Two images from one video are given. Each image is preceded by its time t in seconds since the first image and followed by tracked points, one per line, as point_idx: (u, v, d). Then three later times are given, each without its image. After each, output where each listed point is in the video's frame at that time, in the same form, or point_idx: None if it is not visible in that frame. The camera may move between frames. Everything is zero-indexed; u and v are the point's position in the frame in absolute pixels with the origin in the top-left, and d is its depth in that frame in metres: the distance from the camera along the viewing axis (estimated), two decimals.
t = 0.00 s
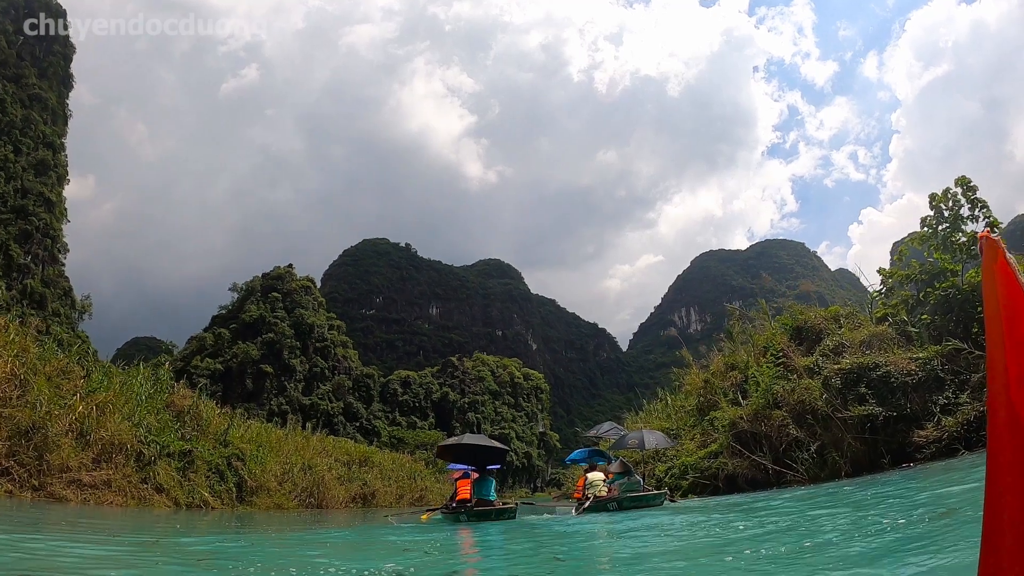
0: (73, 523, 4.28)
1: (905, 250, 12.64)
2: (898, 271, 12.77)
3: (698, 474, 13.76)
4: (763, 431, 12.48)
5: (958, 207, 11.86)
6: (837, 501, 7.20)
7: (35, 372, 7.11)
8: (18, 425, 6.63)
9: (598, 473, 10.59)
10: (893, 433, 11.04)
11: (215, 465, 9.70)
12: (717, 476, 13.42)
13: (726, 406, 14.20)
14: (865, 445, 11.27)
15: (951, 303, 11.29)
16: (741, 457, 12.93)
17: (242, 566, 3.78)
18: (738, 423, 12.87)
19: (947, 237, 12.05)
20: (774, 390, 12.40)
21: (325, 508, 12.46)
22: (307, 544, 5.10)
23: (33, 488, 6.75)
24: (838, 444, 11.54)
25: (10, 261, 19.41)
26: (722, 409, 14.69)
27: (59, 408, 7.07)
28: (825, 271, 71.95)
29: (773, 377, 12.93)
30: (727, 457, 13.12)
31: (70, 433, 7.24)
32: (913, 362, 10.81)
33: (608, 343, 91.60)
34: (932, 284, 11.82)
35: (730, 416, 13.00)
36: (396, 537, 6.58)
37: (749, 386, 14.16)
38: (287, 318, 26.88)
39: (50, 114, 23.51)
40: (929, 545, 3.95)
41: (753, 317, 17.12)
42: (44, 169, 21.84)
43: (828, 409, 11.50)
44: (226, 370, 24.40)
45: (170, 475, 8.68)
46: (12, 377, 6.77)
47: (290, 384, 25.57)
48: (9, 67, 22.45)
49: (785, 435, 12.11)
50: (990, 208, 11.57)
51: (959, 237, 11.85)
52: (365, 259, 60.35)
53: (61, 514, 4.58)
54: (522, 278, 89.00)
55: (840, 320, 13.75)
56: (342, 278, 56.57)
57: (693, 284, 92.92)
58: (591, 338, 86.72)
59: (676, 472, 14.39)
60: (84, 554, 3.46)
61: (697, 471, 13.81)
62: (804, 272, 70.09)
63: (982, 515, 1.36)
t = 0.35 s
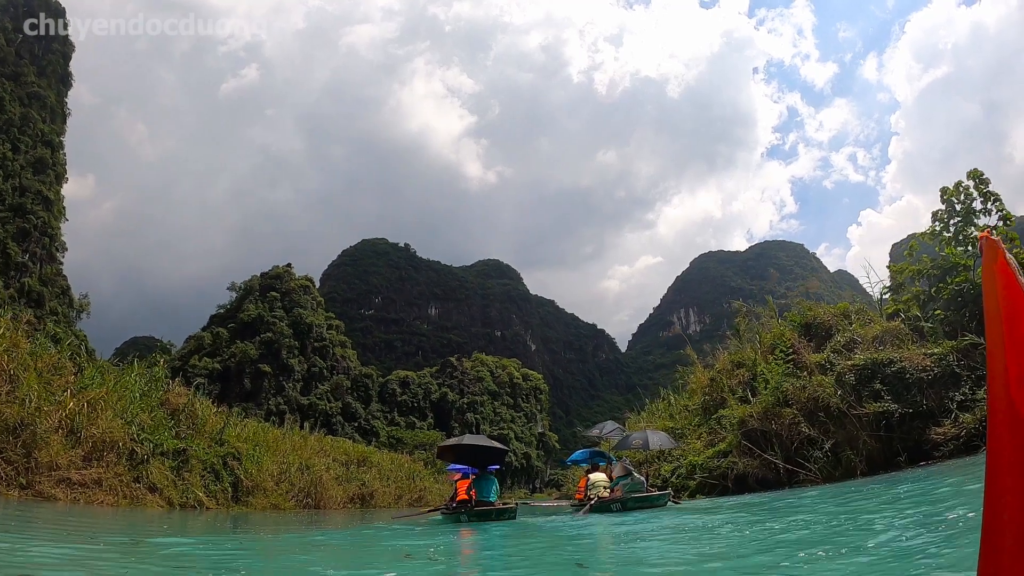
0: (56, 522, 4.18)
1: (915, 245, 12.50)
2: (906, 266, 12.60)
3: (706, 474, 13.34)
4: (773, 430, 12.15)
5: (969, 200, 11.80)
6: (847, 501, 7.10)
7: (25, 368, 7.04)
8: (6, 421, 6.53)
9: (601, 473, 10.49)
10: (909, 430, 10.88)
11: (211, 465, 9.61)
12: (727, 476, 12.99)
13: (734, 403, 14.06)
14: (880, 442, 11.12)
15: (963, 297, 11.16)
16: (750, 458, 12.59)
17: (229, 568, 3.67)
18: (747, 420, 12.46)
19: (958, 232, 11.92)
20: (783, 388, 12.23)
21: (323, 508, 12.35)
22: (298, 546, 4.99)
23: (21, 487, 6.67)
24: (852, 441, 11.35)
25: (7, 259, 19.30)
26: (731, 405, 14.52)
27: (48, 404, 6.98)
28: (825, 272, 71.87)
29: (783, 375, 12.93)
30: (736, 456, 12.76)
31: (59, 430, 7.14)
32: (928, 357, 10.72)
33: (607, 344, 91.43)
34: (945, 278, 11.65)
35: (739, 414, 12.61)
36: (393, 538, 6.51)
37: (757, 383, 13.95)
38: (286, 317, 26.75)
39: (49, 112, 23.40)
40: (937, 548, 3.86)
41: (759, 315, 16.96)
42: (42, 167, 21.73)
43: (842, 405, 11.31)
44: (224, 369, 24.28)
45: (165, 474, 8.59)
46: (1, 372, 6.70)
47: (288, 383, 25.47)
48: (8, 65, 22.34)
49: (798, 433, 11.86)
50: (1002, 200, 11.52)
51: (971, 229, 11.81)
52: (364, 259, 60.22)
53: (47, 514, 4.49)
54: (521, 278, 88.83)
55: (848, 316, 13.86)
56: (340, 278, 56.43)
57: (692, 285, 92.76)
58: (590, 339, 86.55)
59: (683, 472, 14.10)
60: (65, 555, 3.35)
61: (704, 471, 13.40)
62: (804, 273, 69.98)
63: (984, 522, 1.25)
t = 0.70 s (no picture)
0: (42, 521, 4.05)
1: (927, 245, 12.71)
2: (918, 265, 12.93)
3: (714, 476, 13.01)
4: (783, 430, 11.95)
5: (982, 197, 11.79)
6: (865, 502, 7.01)
7: (14, 360, 6.96)
8: None
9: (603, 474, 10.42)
10: (925, 431, 10.67)
11: (205, 462, 9.52)
12: (736, 478, 12.64)
13: (742, 404, 14.02)
14: (895, 443, 10.87)
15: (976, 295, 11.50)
16: (759, 458, 12.37)
17: (220, 571, 3.56)
18: (756, 420, 12.36)
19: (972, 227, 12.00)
20: (792, 388, 12.12)
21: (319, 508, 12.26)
22: (292, 547, 4.89)
23: (8, 482, 6.57)
24: (867, 442, 11.08)
25: (5, 255, 19.18)
26: (737, 406, 14.44)
27: (37, 398, 6.90)
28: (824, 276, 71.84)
29: (791, 375, 12.72)
30: (745, 457, 12.50)
31: (47, 423, 7.05)
32: (943, 356, 10.62)
33: (606, 346, 91.30)
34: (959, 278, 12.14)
35: (747, 414, 12.54)
36: (388, 539, 6.44)
37: (767, 382, 13.79)
38: (285, 315, 26.64)
39: (49, 108, 23.27)
40: (963, 552, 3.78)
41: (767, 314, 16.83)
42: (42, 163, 21.61)
43: (856, 405, 11.07)
44: (222, 367, 24.16)
45: (157, 471, 8.48)
46: None
47: (286, 382, 25.35)
48: (8, 60, 22.22)
49: (810, 433, 11.64)
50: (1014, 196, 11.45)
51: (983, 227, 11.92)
52: (363, 259, 60.11)
53: (33, 511, 4.38)
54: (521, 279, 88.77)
55: (859, 315, 13.70)
56: (339, 277, 56.32)
57: (692, 288, 92.68)
58: (589, 340, 86.45)
59: (689, 474, 13.75)
60: (46, 555, 3.23)
61: (711, 472, 13.07)
62: (803, 276, 69.94)
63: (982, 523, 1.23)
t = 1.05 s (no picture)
0: (29, 518, 3.95)
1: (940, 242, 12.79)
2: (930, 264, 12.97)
3: (723, 478, 12.59)
4: (794, 430, 11.59)
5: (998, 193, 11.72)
6: (878, 506, 6.91)
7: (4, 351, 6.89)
8: None
9: (604, 475, 10.35)
10: (942, 431, 10.54)
11: (199, 459, 9.44)
12: (746, 480, 12.23)
13: (753, 403, 13.55)
14: (912, 444, 10.71)
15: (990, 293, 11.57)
16: (771, 459, 11.93)
17: (217, 569, 3.50)
18: (767, 419, 12.01)
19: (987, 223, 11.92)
20: (803, 387, 11.85)
21: (316, 507, 12.16)
22: (289, 547, 4.84)
23: None
24: (884, 442, 10.86)
25: (4, 249, 19.07)
26: (746, 406, 14.09)
27: (27, 389, 6.82)
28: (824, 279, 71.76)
29: (801, 374, 12.54)
30: (756, 457, 12.10)
31: (37, 416, 6.96)
32: (961, 355, 10.50)
33: (605, 348, 91.14)
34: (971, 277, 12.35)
35: (758, 414, 12.18)
36: (384, 539, 6.38)
37: (776, 381, 13.67)
38: (284, 313, 26.55)
39: (51, 104, 23.19)
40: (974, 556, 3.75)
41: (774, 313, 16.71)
42: (42, 158, 21.52)
43: (872, 404, 10.87)
44: (221, 365, 24.06)
45: (149, 468, 8.36)
46: None
47: (285, 380, 25.23)
48: (10, 55, 22.13)
49: (823, 433, 11.30)
50: None
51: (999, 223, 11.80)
52: (363, 258, 60.03)
53: (22, 506, 4.31)
54: (520, 279, 88.52)
55: (870, 313, 13.76)
56: (338, 276, 56.23)
57: (692, 290, 92.60)
58: (588, 342, 86.19)
59: (698, 475, 13.47)
60: (34, 553, 3.13)
61: (720, 473, 12.68)
62: (804, 279, 69.85)
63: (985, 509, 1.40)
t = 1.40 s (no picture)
0: (11, 520, 3.84)
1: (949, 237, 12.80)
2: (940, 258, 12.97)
3: (733, 477, 12.40)
4: (807, 427, 11.40)
5: (1009, 185, 11.68)
6: (888, 507, 6.82)
7: None
8: None
9: (605, 476, 10.30)
10: (960, 426, 10.55)
11: (193, 459, 9.35)
12: (756, 479, 11.98)
13: (763, 399, 13.52)
14: (930, 440, 10.68)
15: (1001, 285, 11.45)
16: (783, 458, 11.65)
17: (207, 572, 3.43)
18: (777, 416, 11.75)
19: (999, 216, 11.87)
20: (814, 383, 11.59)
21: (313, 508, 12.06)
22: (281, 548, 4.77)
23: None
24: (902, 438, 10.79)
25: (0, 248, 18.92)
26: (754, 404, 13.97)
27: (9, 386, 6.78)
28: (822, 280, 71.79)
29: (810, 369, 12.36)
30: (767, 455, 11.80)
31: (20, 413, 6.88)
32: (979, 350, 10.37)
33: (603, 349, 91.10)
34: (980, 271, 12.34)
35: (768, 410, 11.88)
36: (379, 541, 6.31)
37: (786, 378, 13.53)
38: (281, 313, 26.42)
39: (48, 103, 23.05)
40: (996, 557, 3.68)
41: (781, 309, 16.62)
42: (39, 157, 21.38)
43: (888, 399, 10.75)
44: (218, 365, 23.94)
45: (141, 468, 8.22)
46: None
47: (282, 381, 25.09)
48: (6, 53, 21.97)
49: (838, 430, 11.09)
50: None
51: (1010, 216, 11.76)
52: (361, 259, 59.95)
53: (3, 506, 4.21)
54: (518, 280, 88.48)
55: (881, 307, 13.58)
56: (336, 277, 56.12)
57: (690, 292, 92.58)
58: (585, 342, 86.15)
59: (707, 475, 13.37)
60: (16, 555, 3.04)
61: (730, 473, 12.49)
62: (802, 280, 69.86)
63: (983, 521, 1.28)
